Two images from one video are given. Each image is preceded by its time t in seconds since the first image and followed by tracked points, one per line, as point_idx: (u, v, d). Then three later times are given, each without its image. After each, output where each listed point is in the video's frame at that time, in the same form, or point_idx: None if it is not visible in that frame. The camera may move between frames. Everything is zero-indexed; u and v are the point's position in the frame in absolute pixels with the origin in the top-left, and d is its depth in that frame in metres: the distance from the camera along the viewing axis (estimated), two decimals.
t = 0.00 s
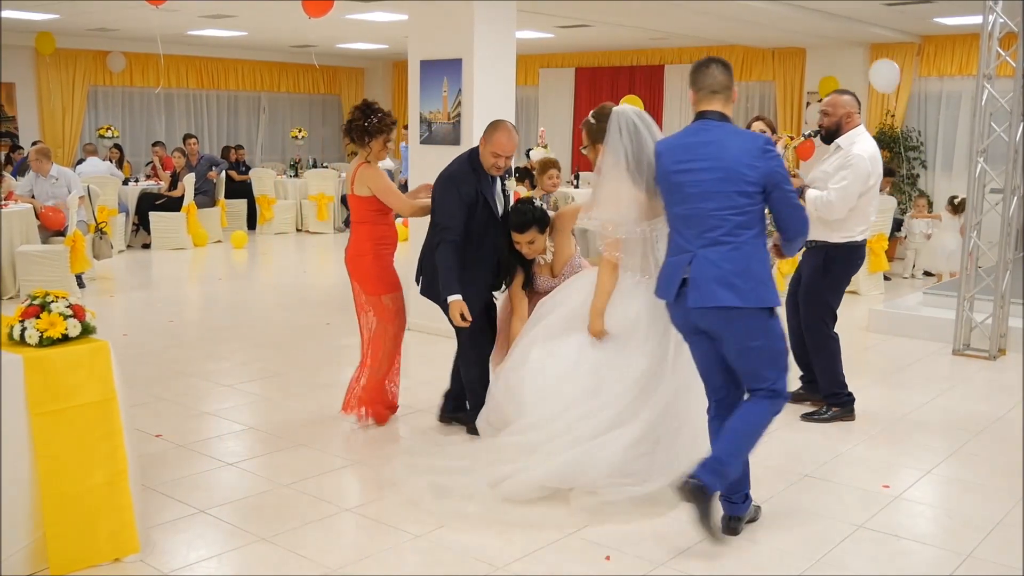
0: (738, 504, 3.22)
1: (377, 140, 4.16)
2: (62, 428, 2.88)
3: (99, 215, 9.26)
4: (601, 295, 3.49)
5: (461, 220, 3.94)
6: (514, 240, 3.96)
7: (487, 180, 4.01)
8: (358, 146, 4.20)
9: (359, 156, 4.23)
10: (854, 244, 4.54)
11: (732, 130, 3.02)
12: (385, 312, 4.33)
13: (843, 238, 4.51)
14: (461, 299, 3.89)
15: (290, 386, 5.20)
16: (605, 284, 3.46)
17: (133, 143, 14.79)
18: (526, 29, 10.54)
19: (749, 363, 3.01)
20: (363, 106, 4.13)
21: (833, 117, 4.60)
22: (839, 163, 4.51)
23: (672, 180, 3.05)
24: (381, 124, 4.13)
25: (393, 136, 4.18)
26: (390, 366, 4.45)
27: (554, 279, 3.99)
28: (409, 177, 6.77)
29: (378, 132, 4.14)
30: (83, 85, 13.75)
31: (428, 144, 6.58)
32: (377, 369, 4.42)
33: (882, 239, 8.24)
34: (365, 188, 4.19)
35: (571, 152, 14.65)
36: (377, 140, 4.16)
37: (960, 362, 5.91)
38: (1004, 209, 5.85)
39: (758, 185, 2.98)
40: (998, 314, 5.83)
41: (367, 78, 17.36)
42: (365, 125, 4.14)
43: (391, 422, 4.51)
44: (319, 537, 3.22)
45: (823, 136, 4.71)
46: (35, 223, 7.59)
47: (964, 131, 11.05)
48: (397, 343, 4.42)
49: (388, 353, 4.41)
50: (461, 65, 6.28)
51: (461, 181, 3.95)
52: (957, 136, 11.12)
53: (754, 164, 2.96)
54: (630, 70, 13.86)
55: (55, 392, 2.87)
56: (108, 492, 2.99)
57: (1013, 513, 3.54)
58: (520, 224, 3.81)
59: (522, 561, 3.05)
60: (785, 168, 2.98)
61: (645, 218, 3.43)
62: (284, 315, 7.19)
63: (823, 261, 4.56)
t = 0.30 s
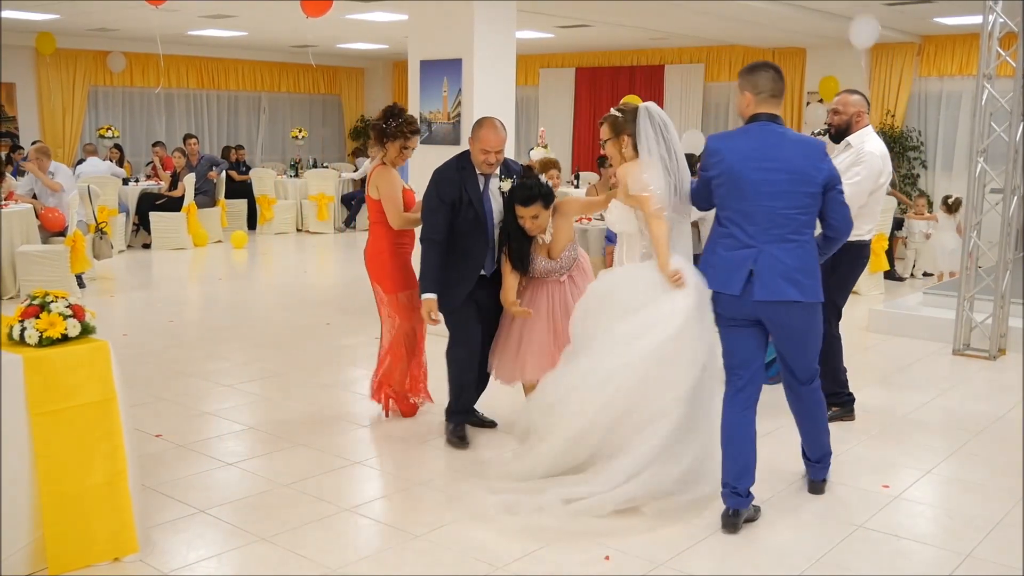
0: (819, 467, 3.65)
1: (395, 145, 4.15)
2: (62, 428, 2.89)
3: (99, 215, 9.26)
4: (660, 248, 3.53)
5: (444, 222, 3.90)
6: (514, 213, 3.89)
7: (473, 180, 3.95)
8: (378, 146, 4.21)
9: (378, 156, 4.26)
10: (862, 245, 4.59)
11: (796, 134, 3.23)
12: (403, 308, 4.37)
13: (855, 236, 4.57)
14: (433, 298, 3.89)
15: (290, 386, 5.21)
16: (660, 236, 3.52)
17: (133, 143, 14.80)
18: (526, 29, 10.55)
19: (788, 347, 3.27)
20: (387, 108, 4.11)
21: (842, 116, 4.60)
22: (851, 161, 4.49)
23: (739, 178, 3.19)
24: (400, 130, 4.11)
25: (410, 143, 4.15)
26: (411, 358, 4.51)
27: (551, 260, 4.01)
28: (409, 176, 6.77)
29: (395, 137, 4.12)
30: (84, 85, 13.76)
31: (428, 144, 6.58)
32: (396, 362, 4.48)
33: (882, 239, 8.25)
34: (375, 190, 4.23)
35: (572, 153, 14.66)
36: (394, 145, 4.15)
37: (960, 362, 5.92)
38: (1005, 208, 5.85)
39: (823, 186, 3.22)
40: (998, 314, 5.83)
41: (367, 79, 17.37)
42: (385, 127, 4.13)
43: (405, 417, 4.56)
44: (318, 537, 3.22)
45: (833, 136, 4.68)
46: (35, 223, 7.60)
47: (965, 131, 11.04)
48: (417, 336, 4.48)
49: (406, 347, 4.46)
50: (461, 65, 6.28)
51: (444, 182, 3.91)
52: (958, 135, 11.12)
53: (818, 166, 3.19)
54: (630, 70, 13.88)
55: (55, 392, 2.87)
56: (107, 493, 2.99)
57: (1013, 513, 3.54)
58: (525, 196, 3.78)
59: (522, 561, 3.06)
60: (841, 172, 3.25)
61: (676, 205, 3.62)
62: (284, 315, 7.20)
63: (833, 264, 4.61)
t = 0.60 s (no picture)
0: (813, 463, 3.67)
1: (405, 145, 4.14)
2: (62, 428, 2.89)
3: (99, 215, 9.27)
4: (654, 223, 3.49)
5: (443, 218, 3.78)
6: (535, 165, 3.95)
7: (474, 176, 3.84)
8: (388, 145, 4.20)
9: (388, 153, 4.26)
10: (860, 244, 4.61)
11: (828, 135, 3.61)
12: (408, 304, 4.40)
13: (851, 236, 4.58)
14: (423, 296, 3.74)
15: (291, 386, 5.21)
16: (654, 211, 3.49)
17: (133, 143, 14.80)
18: (526, 29, 10.54)
19: (799, 326, 3.63)
20: (399, 109, 4.09)
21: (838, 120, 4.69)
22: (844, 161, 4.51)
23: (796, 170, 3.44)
24: (411, 132, 4.10)
25: (420, 146, 4.13)
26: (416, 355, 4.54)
27: (565, 227, 4.05)
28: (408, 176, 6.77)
29: (406, 138, 4.12)
30: (84, 85, 13.76)
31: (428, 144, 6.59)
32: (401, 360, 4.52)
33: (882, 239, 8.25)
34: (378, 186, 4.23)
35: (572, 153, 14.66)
36: (404, 146, 4.15)
37: (960, 362, 5.91)
38: (1004, 208, 5.86)
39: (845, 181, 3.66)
40: (997, 314, 5.83)
41: (368, 79, 17.37)
42: (397, 128, 4.11)
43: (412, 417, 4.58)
44: (317, 537, 3.22)
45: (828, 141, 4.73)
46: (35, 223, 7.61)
47: (965, 130, 11.04)
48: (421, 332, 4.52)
49: (410, 344, 4.49)
50: (461, 65, 6.28)
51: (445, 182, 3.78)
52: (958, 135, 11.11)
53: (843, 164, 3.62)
54: (630, 70, 13.88)
55: (54, 392, 2.88)
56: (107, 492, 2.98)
57: (1013, 513, 3.54)
58: (550, 146, 3.88)
59: (521, 561, 3.06)
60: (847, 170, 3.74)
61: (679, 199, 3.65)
62: (284, 315, 7.20)
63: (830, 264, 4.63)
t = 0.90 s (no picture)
0: (826, 426, 3.75)
1: (414, 140, 4.17)
2: (62, 428, 2.89)
3: (99, 215, 9.27)
4: (637, 244, 3.36)
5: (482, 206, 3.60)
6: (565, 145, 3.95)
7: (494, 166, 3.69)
8: (396, 141, 4.24)
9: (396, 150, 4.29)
10: (859, 247, 4.62)
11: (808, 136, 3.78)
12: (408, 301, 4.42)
13: (849, 240, 4.59)
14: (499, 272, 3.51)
15: (292, 386, 5.21)
16: (640, 232, 3.37)
17: (133, 143, 14.81)
18: (525, 29, 10.54)
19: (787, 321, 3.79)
20: (406, 105, 4.14)
21: (836, 125, 4.69)
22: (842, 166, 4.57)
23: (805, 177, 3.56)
24: (417, 125, 4.13)
25: (428, 138, 4.15)
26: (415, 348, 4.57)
27: (585, 205, 4.05)
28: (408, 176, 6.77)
29: (414, 132, 4.14)
30: (84, 85, 13.77)
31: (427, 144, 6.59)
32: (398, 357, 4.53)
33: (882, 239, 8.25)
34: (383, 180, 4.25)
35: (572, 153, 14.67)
36: (413, 140, 4.17)
37: (959, 362, 5.91)
38: (1004, 208, 5.87)
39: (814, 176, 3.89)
40: (997, 314, 5.83)
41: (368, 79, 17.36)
42: (405, 123, 4.15)
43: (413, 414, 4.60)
44: (317, 536, 3.23)
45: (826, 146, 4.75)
46: (35, 223, 7.61)
47: (965, 130, 11.04)
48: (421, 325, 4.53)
49: (404, 342, 4.51)
50: (461, 65, 6.28)
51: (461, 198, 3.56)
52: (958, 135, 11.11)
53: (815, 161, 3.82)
54: (630, 70, 13.89)
55: (53, 392, 2.88)
56: (107, 492, 2.98)
57: (1012, 512, 3.54)
58: (578, 128, 3.86)
59: (520, 561, 3.06)
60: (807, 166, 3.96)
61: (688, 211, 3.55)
62: (284, 315, 7.21)
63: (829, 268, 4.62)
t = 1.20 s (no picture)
0: (787, 423, 4.08)
1: (416, 141, 4.21)
2: (63, 428, 2.90)
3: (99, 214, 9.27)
4: (616, 248, 3.37)
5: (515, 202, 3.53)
6: (566, 143, 3.95)
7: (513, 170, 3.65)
8: (400, 147, 4.29)
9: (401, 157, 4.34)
10: (859, 247, 4.63)
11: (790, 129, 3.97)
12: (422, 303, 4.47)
13: (851, 239, 4.60)
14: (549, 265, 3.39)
15: (292, 386, 5.21)
16: (619, 240, 3.35)
17: (133, 143, 14.81)
18: (525, 29, 10.54)
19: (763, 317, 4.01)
20: (403, 108, 4.21)
21: (838, 126, 4.71)
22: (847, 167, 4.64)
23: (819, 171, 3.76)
24: (418, 126, 4.18)
25: (430, 137, 4.19)
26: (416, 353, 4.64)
27: (585, 200, 4.10)
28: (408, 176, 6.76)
29: (416, 133, 4.19)
30: (84, 85, 13.77)
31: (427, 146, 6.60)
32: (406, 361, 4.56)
33: (882, 239, 8.25)
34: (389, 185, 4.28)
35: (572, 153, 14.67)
36: (416, 142, 4.22)
37: (959, 362, 5.91)
38: (1003, 208, 5.88)
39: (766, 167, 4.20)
40: (996, 314, 5.83)
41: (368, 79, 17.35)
42: (405, 126, 4.22)
43: (416, 415, 4.61)
44: (316, 536, 3.23)
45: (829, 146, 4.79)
46: (35, 223, 7.62)
47: (965, 130, 11.03)
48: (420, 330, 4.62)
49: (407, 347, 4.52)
50: (460, 65, 6.28)
51: (485, 193, 3.54)
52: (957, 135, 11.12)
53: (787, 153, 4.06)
54: (630, 70, 13.89)
55: (54, 391, 2.88)
56: (106, 492, 2.98)
57: (1010, 512, 3.55)
58: (579, 127, 3.85)
59: (520, 561, 3.06)
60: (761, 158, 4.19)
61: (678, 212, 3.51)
62: (284, 315, 7.21)
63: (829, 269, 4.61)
